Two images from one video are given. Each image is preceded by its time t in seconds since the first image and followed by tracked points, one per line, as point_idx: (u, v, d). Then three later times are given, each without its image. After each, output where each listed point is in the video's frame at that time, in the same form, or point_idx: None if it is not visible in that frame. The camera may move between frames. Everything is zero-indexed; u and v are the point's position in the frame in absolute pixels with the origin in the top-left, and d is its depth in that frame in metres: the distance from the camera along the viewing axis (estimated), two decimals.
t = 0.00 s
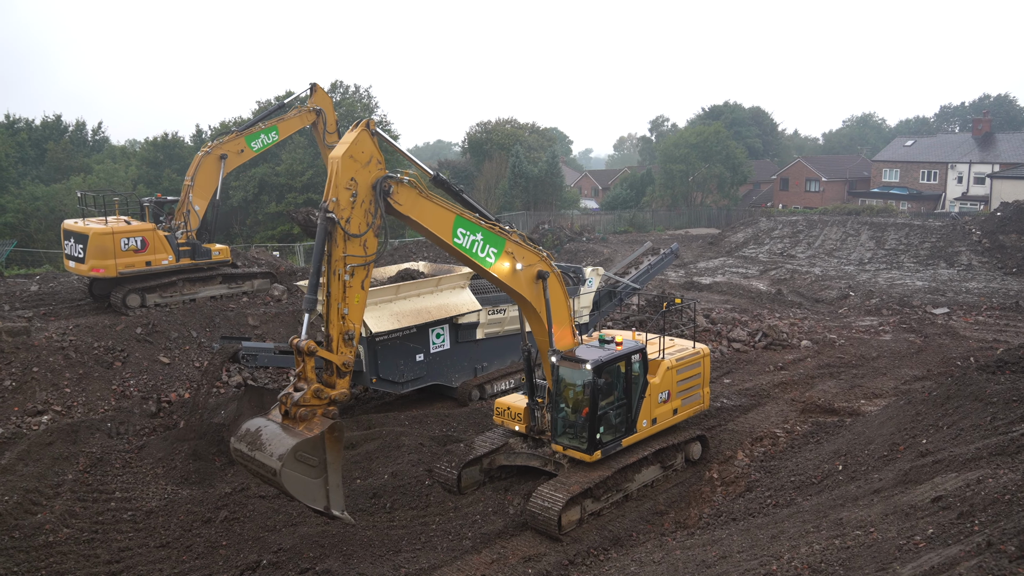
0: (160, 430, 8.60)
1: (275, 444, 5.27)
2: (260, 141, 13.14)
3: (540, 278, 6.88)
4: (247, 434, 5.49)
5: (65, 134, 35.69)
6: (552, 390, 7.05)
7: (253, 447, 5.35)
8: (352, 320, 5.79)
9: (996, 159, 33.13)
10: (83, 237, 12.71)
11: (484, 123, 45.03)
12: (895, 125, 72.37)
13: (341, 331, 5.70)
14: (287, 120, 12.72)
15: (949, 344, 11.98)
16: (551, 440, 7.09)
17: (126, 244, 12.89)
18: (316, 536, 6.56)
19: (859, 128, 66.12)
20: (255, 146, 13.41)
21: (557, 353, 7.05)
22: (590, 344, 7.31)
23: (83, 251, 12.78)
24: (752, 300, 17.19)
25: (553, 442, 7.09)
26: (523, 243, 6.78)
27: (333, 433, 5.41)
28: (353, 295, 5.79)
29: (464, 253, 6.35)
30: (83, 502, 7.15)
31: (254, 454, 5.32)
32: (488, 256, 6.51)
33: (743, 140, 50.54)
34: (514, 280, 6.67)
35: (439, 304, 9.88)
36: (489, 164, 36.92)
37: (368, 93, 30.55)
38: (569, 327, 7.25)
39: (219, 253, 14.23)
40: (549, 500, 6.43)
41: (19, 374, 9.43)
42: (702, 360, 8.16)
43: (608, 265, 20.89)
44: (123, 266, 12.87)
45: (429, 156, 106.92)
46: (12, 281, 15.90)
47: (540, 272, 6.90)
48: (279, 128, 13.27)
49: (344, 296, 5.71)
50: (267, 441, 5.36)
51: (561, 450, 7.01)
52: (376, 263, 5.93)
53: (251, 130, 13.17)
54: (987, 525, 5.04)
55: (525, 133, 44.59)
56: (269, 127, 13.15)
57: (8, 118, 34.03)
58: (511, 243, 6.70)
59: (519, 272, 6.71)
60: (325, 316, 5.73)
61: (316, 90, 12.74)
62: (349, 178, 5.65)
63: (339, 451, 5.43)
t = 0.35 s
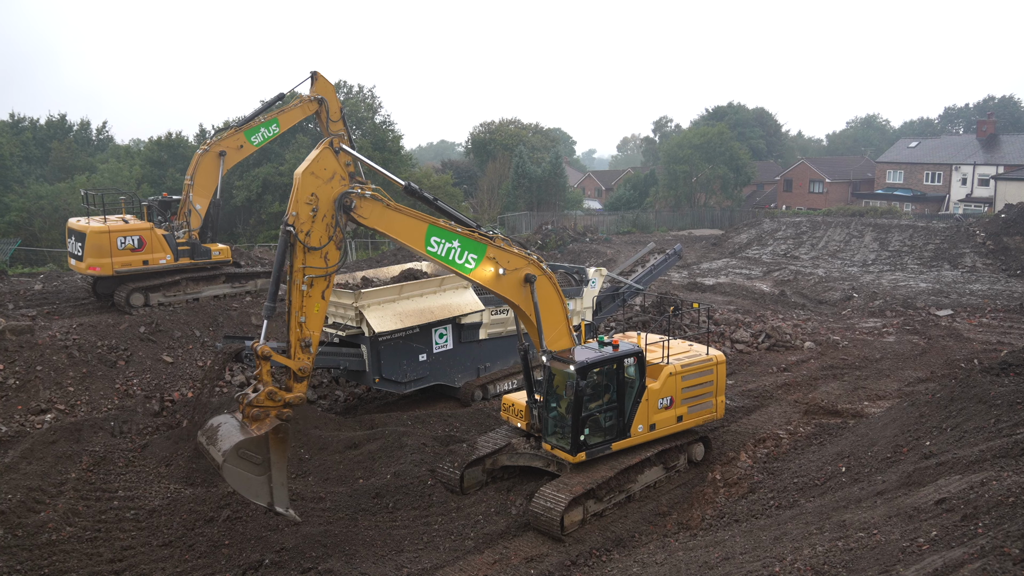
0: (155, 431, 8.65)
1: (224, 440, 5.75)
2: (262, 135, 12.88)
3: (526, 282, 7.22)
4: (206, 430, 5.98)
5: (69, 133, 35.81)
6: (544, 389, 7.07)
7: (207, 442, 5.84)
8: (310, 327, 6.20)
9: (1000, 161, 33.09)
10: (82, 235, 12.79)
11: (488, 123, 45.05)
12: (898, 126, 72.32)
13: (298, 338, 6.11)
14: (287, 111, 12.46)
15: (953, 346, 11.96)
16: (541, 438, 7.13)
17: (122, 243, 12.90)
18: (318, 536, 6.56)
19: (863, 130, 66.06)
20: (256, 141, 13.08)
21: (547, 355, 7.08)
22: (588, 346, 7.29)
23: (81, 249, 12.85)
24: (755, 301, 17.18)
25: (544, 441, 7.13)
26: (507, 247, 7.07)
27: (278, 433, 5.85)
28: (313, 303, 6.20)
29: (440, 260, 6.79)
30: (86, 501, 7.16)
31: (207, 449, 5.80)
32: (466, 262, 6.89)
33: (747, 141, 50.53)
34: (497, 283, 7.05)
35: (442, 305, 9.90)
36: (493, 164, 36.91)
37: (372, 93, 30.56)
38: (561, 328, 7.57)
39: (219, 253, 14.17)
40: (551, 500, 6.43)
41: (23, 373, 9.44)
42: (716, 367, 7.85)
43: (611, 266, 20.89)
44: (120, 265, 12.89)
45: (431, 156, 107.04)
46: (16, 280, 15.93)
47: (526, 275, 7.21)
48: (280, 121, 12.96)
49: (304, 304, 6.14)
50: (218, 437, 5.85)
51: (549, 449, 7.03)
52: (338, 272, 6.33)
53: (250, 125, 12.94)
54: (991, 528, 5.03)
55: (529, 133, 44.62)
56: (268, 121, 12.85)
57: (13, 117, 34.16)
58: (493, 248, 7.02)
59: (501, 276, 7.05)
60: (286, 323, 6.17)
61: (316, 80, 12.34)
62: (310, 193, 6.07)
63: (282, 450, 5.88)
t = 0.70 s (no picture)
0: (155, 429, 8.80)
1: (169, 430, 6.30)
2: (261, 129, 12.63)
3: (513, 287, 7.36)
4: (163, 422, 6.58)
5: (73, 133, 35.91)
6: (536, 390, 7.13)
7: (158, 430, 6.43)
8: (268, 336, 6.73)
9: (1004, 161, 33.01)
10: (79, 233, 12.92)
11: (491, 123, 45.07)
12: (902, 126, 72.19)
13: (255, 345, 6.63)
14: (289, 104, 12.38)
15: (957, 346, 11.94)
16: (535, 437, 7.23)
17: (116, 242, 12.94)
18: (321, 536, 6.57)
19: (867, 130, 65.95)
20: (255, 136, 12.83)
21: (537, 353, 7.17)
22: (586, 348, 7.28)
23: (78, 246, 12.99)
24: (758, 301, 17.16)
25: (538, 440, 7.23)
26: (491, 253, 7.25)
27: (217, 431, 6.34)
28: (275, 313, 6.74)
29: (420, 269, 7.07)
30: (90, 500, 7.17)
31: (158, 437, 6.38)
32: (447, 269, 7.15)
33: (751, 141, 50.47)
34: (483, 289, 7.26)
35: (445, 304, 9.89)
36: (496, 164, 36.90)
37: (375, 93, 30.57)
38: (553, 330, 7.69)
39: (216, 254, 14.19)
40: (554, 500, 6.43)
41: (26, 372, 9.46)
42: (725, 373, 7.64)
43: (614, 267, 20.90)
44: (114, 264, 12.95)
45: (434, 156, 107.19)
46: (21, 280, 15.96)
47: (513, 279, 7.35)
48: (279, 114, 12.76)
49: (267, 313, 6.69)
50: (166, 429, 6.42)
51: (542, 448, 7.13)
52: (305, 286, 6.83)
53: (250, 120, 12.70)
54: (994, 529, 5.01)
55: (532, 134, 44.63)
56: (267, 114, 12.67)
57: (18, 117, 34.27)
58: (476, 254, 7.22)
59: (485, 282, 7.25)
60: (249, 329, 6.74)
61: (315, 69, 12.26)
62: (282, 210, 6.56)
63: (219, 447, 6.36)
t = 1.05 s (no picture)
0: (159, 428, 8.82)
1: (129, 419, 6.44)
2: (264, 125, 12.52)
3: (504, 291, 7.42)
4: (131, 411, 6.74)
5: (77, 132, 36.00)
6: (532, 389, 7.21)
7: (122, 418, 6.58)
8: (236, 345, 6.96)
9: (1009, 160, 32.89)
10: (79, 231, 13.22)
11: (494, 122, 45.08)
12: (906, 125, 72.00)
13: (223, 352, 6.89)
14: (293, 99, 12.32)
15: (961, 346, 11.91)
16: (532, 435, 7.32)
17: (110, 240, 13.11)
18: (325, 535, 6.57)
19: (871, 129, 65.77)
20: (257, 133, 12.71)
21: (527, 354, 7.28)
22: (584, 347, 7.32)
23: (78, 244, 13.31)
24: (762, 300, 17.14)
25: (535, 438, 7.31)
26: (480, 259, 7.31)
27: (172, 428, 6.45)
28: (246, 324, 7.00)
29: (407, 280, 7.22)
30: (94, 498, 7.19)
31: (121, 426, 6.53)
32: (435, 278, 7.26)
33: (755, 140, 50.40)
34: (474, 295, 7.37)
35: (448, 304, 9.90)
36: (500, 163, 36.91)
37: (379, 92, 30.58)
38: (548, 330, 7.72)
39: (213, 254, 14.18)
40: (557, 499, 6.42)
41: (31, 371, 9.49)
42: (731, 378, 7.50)
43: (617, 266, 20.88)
44: (109, 261, 13.12)
45: (437, 155, 107.28)
46: (25, 278, 16.00)
47: (503, 283, 7.41)
48: (282, 111, 12.68)
49: (239, 323, 6.95)
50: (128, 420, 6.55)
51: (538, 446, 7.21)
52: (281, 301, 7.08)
53: (252, 117, 12.60)
54: (1000, 529, 4.99)
55: (535, 133, 44.64)
56: (269, 111, 12.58)
57: (22, 116, 34.36)
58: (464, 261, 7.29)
59: (474, 288, 7.34)
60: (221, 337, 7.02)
61: (319, 63, 12.24)
62: (270, 226, 6.90)
63: (172, 444, 6.45)
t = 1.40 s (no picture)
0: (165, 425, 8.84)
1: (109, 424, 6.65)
2: (268, 122, 12.45)
3: (496, 298, 7.44)
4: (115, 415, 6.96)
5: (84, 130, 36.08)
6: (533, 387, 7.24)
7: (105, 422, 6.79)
8: (218, 359, 7.07)
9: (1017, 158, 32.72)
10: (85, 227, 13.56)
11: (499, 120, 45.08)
12: (912, 124, 71.73)
13: (205, 365, 7.01)
14: (299, 95, 12.27)
15: (968, 345, 11.87)
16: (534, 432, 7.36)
17: (107, 236, 13.29)
18: (331, 532, 6.59)
19: (878, 127, 65.56)
20: (261, 131, 12.65)
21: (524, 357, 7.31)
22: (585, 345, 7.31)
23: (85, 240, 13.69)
24: (768, 299, 17.11)
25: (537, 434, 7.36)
26: (469, 268, 7.32)
27: (148, 435, 6.64)
28: (231, 340, 7.08)
29: (397, 294, 7.30)
30: (100, 495, 7.21)
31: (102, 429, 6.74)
32: (425, 289, 7.31)
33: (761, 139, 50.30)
34: (466, 303, 7.40)
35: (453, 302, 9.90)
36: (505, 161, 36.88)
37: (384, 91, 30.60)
38: (543, 332, 7.72)
39: (208, 253, 13.87)
40: (562, 498, 6.42)
41: (38, 368, 9.52)
42: (736, 379, 7.46)
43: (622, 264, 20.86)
44: (105, 258, 13.30)
45: (442, 153, 107.37)
46: (32, 276, 16.05)
47: (495, 290, 7.41)
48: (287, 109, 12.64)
49: (222, 339, 7.04)
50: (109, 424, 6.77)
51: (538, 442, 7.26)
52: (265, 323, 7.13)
53: (256, 114, 12.55)
54: (1006, 528, 4.97)
55: (540, 131, 44.64)
56: (274, 108, 12.54)
57: (29, 114, 34.44)
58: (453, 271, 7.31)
59: (464, 297, 7.37)
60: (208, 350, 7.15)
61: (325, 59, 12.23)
62: (261, 248, 7.05)
63: (147, 451, 6.65)
